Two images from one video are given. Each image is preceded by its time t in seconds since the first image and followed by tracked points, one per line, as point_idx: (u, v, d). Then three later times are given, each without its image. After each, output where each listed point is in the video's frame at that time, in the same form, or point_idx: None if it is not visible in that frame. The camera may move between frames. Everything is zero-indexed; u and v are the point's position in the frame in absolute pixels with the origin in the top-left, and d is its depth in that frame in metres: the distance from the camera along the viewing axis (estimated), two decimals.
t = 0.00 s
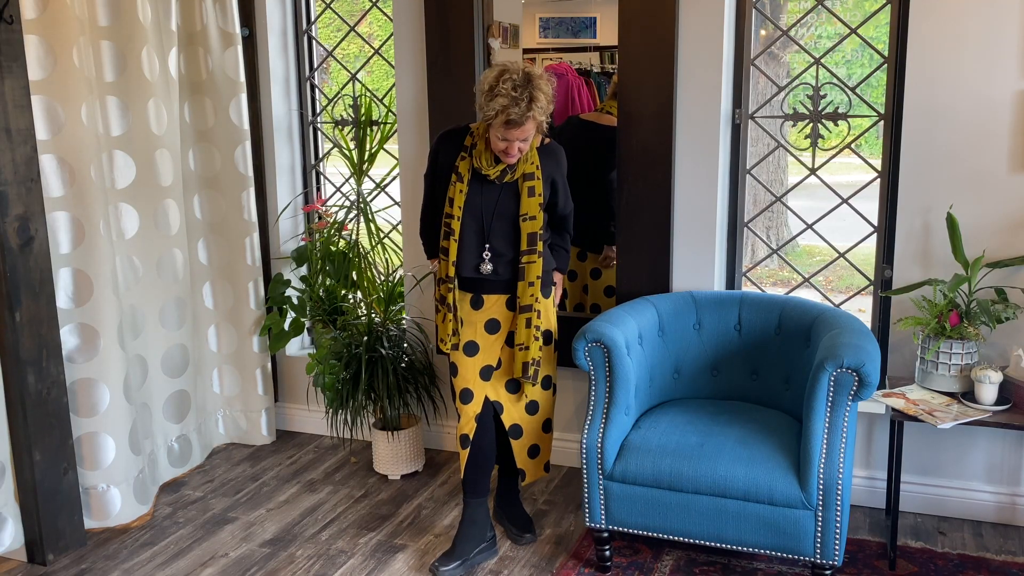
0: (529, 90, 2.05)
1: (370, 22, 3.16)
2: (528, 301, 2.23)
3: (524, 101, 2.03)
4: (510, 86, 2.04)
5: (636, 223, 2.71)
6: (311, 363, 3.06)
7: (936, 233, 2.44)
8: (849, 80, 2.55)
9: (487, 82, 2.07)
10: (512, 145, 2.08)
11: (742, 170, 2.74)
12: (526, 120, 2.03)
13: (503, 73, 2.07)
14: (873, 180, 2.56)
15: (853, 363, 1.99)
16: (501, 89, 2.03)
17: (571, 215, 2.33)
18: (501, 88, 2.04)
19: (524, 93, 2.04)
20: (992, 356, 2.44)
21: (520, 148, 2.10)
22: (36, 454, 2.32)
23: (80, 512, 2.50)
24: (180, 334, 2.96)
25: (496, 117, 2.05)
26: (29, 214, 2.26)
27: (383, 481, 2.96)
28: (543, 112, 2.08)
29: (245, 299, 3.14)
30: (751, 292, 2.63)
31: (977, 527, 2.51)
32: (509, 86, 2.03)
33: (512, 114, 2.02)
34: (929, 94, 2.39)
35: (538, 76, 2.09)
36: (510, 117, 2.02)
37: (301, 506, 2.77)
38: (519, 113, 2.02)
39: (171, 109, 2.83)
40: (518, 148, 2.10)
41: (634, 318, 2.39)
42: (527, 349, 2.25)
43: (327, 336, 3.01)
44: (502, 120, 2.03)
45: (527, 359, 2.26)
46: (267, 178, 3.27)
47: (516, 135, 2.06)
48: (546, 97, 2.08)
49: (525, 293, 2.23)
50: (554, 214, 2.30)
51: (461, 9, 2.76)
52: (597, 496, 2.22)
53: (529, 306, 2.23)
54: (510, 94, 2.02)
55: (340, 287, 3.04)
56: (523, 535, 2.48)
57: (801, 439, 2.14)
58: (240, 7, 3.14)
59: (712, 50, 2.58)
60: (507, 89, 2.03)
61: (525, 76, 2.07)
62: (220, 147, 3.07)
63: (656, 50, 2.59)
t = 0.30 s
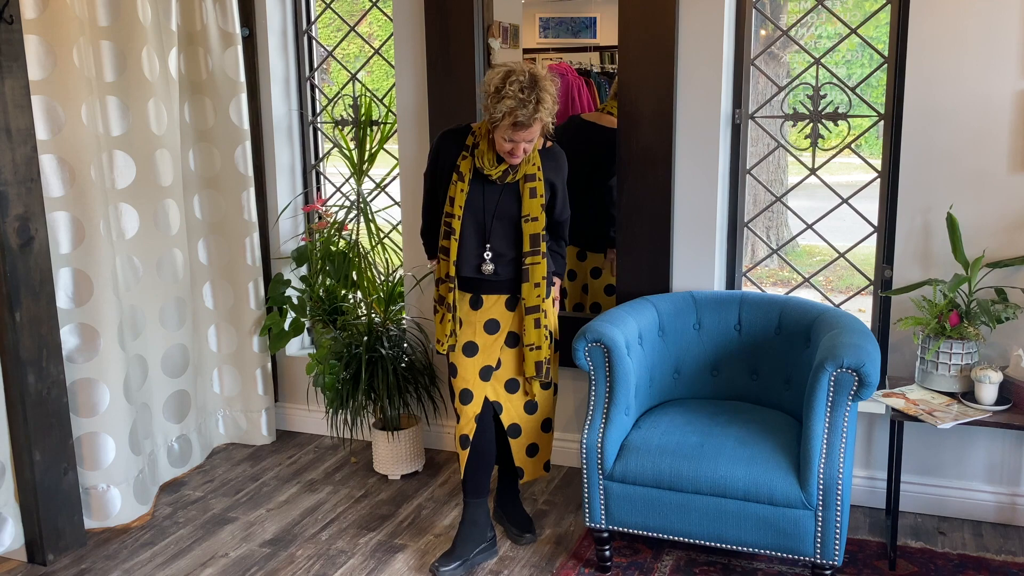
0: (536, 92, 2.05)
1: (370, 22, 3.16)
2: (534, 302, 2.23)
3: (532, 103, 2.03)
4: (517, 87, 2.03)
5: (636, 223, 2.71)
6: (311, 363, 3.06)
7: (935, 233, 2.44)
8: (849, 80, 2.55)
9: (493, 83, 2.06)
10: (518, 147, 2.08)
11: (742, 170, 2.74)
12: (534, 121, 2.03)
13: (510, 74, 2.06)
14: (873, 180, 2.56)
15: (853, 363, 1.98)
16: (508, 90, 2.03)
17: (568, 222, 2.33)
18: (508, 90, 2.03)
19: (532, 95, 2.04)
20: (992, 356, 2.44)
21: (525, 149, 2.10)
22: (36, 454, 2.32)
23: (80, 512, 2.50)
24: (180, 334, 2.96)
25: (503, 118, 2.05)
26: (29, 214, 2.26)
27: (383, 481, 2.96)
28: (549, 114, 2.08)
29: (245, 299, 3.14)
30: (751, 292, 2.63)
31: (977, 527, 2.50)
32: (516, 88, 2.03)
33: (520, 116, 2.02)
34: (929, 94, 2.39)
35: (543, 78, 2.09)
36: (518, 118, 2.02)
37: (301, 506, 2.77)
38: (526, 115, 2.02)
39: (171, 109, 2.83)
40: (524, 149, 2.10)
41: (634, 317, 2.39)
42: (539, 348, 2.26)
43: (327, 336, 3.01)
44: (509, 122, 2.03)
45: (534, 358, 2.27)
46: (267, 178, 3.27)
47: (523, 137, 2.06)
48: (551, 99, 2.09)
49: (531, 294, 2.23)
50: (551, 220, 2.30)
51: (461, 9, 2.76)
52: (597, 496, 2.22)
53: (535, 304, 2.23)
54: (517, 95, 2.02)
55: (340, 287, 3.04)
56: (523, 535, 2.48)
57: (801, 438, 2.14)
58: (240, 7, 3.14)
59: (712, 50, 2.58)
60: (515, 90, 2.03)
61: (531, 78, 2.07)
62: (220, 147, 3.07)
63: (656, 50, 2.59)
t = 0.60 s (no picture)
0: (540, 87, 2.05)
1: (370, 22, 3.16)
2: (545, 299, 2.25)
3: (537, 99, 2.03)
4: (522, 83, 2.03)
5: (636, 223, 2.71)
6: (311, 363, 3.06)
7: (936, 233, 2.44)
8: (850, 80, 2.55)
9: (497, 79, 2.06)
10: (523, 142, 2.08)
11: (742, 170, 2.74)
12: (539, 117, 2.04)
13: (514, 71, 2.05)
14: (873, 180, 2.56)
15: (853, 363, 1.98)
16: (513, 86, 2.02)
17: (573, 220, 2.35)
18: (513, 86, 2.03)
19: (538, 90, 2.04)
20: (992, 356, 2.44)
21: (530, 145, 2.11)
22: (36, 454, 2.32)
23: (80, 512, 2.50)
24: (180, 334, 2.96)
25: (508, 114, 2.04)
26: (29, 214, 2.26)
27: (383, 481, 2.96)
28: (553, 109, 2.09)
29: (245, 299, 3.14)
30: (751, 292, 2.63)
31: (977, 527, 2.50)
32: (521, 84, 2.03)
33: (526, 112, 2.02)
34: (929, 94, 2.39)
35: (547, 73, 2.09)
36: (524, 114, 2.02)
37: (301, 506, 2.77)
38: (532, 110, 2.02)
39: (171, 109, 2.83)
40: (529, 145, 2.10)
41: (634, 317, 2.39)
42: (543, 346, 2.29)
43: (327, 336, 3.01)
44: (515, 118, 2.03)
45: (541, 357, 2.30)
46: (267, 178, 3.27)
47: (528, 133, 2.06)
48: (555, 94, 2.09)
49: (542, 291, 2.25)
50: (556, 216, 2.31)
51: (461, 9, 2.76)
52: (597, 496, 2.22)
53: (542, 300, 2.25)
54: (522, 91, 2.02)
55: (340, 287, 3.04)
56: (523, 535, 2.48)
57: (801, 439, 2.14)
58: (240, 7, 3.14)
59: (712, 50, 2.57)
60: (520, 86, 2.03)
61: (535, 74, 2.07)
62: (220, 147, 3.07)
63: (656, 51, 2.59)
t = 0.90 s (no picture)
0: (550, 89, 2.05)
1: (370, 22, 3.16)
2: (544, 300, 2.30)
3: (548, 100, 2.03)
4: (532, 85, 2.03)
5: (636, 223, 2.71)
6: (311, 363, 3.07)
7: (936, 233, 2.44)
8: (850, 80, 2.55)
9: (506, 82, 2.05)
10: (534, 143, 2.08)
11: (742, 170, 2.74)
12: (550, 117, 2.04)
13: (522, 72, 2.05)
14: (873, 180, 2.56)
15: (853, 363, 1.99)
16: (523, 89, 2.02)
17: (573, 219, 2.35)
18: (523, 88, 2.02)
19: (547, 91, 2.04)
20: (992, 356, 2.44)
21: (541, 145, 2.11)
22: (36, 454, 2.32)
23: (80, 512, 2.50)
24: (180, 334, 2.96)
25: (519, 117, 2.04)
26: (29, 214, 2.26)
27: (383, 481, 2.96)
28: (563, 109, 2.09)
29: (245, 299, 3.14)
30: (751, 292, 2.63)
31: (977, 527, 2.50)
32: (531, 86, 2.03)
33: (537, 114, 2.02)
34: (929, 94, 2.39)
35: (554, 73, 2.09)
36: (535, 116, 2.02)
37: (301, 506, 2.77)
38: (544, 112, 2.02)
39: (171, 109, 2.83)
40: (539, 146, 2.11)
41: (634, 317, 2.39)
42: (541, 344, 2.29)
43: (327, 336, 3.01)
44: (527, 120, 2.02)
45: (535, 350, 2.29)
46: (267, 178, 3.27)
47: (540, 133, 2.06)
48: (564, 94, 2.09)
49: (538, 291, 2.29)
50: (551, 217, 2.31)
51: (461, 9, 2.77)
52: (597, 496, 2.22)
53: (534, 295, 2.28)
54: (533, 93, 2.02)
55: (340, 287, 3.04)
56: (523, 535, 2.48)
57: (801, 439, 2.14)
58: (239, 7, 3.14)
59: (713, 50, 2.57)
60: (530, 88, 2.02)
61: (543, 75, 2.07)
62: (220, 147, 3.07)
63: (656, 51, 2.59)
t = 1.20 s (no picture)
0: (567, 98, 2.10)
1: (370, 22, 3.16)
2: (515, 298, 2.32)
3: (566, 109, 2.08)
4: (550, 94, 2.08)
5: (636, 223, 2.71)
6: (311, 363, 3.07)
7: (936, 233, 2.44)
8: (849, 80, 2.55)
9: (524, 89, 2.09)
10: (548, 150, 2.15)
11: (742, 170, 2.74)
12: (566, 127, 2.10)
13: (540, 81, 2.10)
14: (873, 180, 2.56)
15: (853, 363, 1.99)
16: (542, 97, 2.07)
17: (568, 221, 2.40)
18: (541, 97, 2.07)
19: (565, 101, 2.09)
20: (992, 356, 2.44)
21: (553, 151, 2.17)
22: (36, 454, 2.32)
23: (80, 512, 2.50)
24: (180, 334, 2.95)
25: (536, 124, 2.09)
26: (29, 214, 2.26)
27: (383, 481, 2.96)
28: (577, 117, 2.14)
29: (245, 299, 3.14)
30: (751, 292, 2.63)
31: (977, 527, 2.51)
32: (550, 95, 2.07)
33: (555, 123, 2.07)
34: (929, 93, 2.39)
35: (570, 82, 2.14)
36: (554, 126, 2.07)
37: (301, 506, 2.77)
38: (562, 121, 2.07)
39: (171, 109, 2.83)
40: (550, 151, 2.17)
41: (634, 317, 2.39)
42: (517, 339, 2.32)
43: (327, 336, 3.02)
44: (545, 129, 2.08)
45: (496, 343, 2.33)
46: (268, 178, 3.27)
47: (556, 141, 2.12)
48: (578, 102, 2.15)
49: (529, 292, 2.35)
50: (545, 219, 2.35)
51: (461, 9, 2.77)
52: (597, 496, 2.22)
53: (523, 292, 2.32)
54: (551, 103, 2.07)
55: (340, 287, 3.04)
56: (523, 534, 2.48)
57: (801, 439, 2.14)
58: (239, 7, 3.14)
59: (713, 50, 2.57)
60: (548, 97, 2.07)
61: (560, 84, 2.12)
62: (220, 147, 3.07)
63: (656, 51, 2.59)
